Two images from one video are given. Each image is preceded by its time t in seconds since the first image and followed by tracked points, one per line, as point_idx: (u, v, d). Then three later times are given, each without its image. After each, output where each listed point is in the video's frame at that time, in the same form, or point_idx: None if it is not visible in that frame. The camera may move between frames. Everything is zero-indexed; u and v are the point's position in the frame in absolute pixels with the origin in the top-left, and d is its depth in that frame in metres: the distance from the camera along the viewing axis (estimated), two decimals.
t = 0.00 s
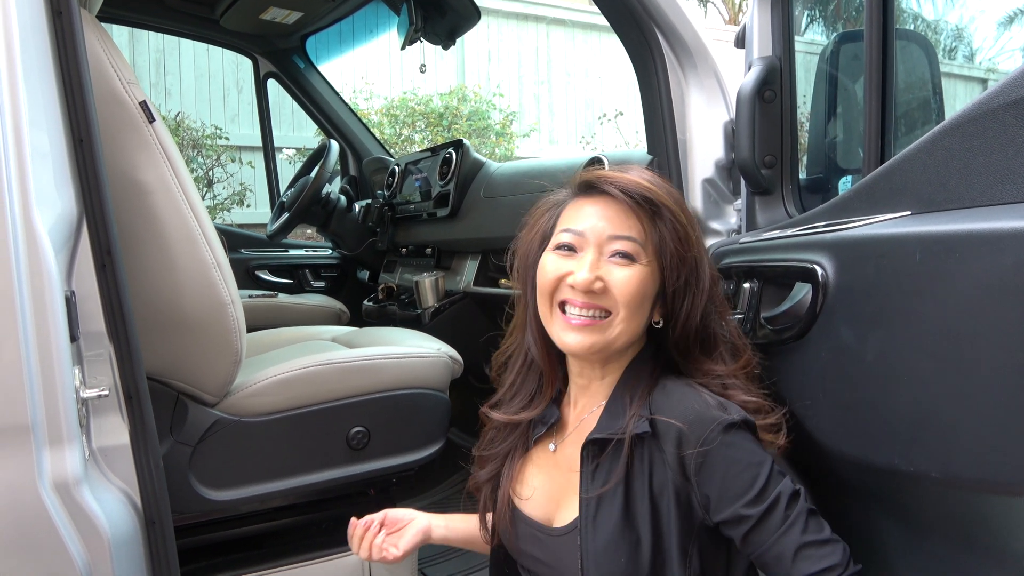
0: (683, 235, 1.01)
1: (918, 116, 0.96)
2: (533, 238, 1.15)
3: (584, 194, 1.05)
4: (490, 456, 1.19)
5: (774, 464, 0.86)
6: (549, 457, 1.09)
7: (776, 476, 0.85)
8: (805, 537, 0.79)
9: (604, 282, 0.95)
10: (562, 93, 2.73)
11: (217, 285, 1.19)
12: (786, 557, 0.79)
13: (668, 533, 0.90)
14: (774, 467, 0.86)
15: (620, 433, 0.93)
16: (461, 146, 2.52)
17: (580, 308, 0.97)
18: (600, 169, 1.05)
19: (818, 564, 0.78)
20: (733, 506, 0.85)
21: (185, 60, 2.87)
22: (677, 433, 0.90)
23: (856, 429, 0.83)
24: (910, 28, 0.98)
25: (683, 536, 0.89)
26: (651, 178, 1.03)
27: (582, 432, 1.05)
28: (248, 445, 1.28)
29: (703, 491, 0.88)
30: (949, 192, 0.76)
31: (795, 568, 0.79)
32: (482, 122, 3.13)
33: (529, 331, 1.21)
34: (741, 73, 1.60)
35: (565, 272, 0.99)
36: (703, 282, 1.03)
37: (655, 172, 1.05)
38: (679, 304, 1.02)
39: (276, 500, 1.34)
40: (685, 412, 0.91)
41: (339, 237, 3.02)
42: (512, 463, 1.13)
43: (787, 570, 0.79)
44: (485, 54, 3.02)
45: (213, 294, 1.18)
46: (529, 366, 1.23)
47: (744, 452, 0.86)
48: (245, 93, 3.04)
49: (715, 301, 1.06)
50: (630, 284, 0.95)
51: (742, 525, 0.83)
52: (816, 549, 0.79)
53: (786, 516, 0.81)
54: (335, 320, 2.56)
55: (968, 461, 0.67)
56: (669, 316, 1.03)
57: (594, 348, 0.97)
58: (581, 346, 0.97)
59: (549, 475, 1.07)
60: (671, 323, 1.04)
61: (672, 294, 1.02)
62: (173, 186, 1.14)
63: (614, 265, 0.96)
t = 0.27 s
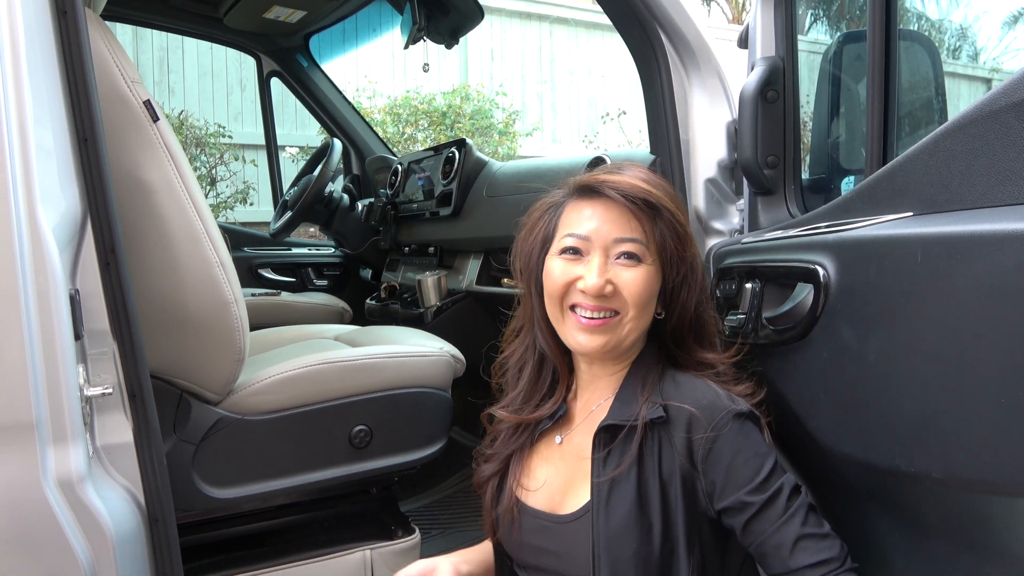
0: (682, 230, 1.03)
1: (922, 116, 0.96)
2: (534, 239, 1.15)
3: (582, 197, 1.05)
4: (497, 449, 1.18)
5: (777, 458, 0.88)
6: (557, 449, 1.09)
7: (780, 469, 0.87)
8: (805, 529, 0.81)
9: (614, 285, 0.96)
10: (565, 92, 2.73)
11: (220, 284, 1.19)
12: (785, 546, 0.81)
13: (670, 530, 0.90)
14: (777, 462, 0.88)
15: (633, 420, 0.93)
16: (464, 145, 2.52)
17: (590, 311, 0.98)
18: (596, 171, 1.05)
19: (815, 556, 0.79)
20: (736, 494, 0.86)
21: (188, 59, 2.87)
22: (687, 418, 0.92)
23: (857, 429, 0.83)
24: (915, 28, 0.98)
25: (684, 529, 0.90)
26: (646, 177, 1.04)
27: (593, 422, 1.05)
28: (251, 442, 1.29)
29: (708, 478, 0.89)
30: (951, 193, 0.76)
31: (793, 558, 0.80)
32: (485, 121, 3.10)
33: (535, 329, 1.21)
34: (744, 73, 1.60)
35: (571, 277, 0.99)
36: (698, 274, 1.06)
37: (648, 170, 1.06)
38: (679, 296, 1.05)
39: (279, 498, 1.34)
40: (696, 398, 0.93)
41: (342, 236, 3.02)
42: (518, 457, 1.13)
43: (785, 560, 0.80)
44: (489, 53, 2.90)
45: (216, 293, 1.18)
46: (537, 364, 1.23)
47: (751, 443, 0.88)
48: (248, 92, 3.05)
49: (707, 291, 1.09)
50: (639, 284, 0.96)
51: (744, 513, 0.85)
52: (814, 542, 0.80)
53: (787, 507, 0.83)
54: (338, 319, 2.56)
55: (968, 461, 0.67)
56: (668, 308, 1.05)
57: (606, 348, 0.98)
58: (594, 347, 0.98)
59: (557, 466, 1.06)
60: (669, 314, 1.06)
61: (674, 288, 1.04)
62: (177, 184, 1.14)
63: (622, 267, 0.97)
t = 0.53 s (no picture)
0: (680, 222, 1.04)
1: (922, 115, 0.96)
2: (536, 246, 1.15)
3: (580, 200, 1.05)
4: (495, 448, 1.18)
5: (786, 458, 0.88)
6: (564, 445, 1.09)
7: (788, 468, 0.87)
8: (810, 527, 0.81)
9: (622, 280, 0.96)
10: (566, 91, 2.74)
11: (220, 283, 1.19)
12: (790, 543, 0.81)
13: (674, 528, 0.90)
14: (786, 462, 0.88)
15: (643, 415, 0.94)
16: (465, 144, 2.52)
17: (600, 308, 0.97)
18: (592, 173, 1.06)
19: (821, 554, 0.79)
20: (745, 491, 0.87)
21: (189, 57, 2.87)
22: (698, 414, 0.91)
23: (855, 428, 0.83)
24: (915, 27, 0.98)
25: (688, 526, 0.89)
26: (641, 174, 1.05)
27: (599, 419, 1.05)
28: (252, 441, 1.29)
29: (717, 475, 0.89)
30: (949, 192, 0.76)
31: (797, 556, 0.80)
32: (486, 120, 3.01)
33: (540, 336, 1.22)
34: (744, 72, 1.60)
35: (579, 276, 0.99)
36: (698, 265, 1.07)
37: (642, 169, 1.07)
38: (681, 290, 1.05)
39: (279, 496, 1.35)
40: (707, 396, 0.93)
41: (343, 235, 3.03)
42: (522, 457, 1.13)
43: (789, 558, 0.81)
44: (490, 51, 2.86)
45: (216, 292, 1.19)
46: (541, 369, 1.23)
47: (760, 441, 0.88)
48: (249, 91, 3.05)
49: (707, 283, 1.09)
50: (646, 277, 0.97)
51: (751, 509, 0.85)
52: (820, 539, 0.80)
53: (794, 505, 0.83)
54: (338, 318, 2.57)
55: (966, 459, 0.67)
56: (672, 301, 1.06)
57: (620, 345, 0.98)
58: (608, 345, 0.98)
59: (563, 462, 1.06)
60: (673, 307, 1.06)
61: (677, 281, 1.05)
62: (177, 183, 1.15)
63: (627, 262, 0.97)
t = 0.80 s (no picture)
0: (677, 218, 1.04)
1: (923, 114, 0.96)
2: (536, 248, 1.15)
3: (577, 200, 1.06)
4: (497, 452, 1.18)
5: (790, 459, 0.89)
6: (568, 446, 1.09)
7: (791, 469, 0.87)
8: (812, 528, 0.81)
9: (622, 274, 0.96)
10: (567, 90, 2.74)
11: (221, 284, 1.20)
12: (791, 544, 0.81)
13: (676, 530, 0.90)
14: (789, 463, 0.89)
15: (649, 416, 0.94)
16: (466, 144, 2.51)
17: (602, 303, 0.97)
18: (589, 173, 1.07)
19: (820, 556, 0.79)
20: (749, 490, 0.87)
21: (191, 57, 2.87)
22: (703, 413, 0.92)
23: (855, 429, 0.83)
24: (915, 27, 0.97)
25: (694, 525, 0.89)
26: (638, 173, 1.06)
27: (605, 420, 1.05)
28: (253, 441, 1.30)
29: (721, 473, 0.89)
30: (948, 194, 0.76)
31: (797, 558, 0.81)
32: (487, 119, 3.07)
33: (541, 339, 1.22)
34: (745, 72, 1.60)
35: (580, 273, 0.99)
36: (697, 264, 1.07)
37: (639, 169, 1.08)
38: (681, 288, 1.05)
39: (280, 496, 1.35)
40: (712, 395, 0.93)
41: (344, 235, 3.03)
42: (524, 457, 1.13)
43: (790, 559, 0.81)
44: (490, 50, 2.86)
45: (217, 293, 1.19)
46: (541, 373, 1.23)
47: (763, 442, 0.88)
48: (251, 91, 3.05)
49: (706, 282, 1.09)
50: (646, 270, 0.97)
51: (754, 509, 0.85)
52: (820, 542, 0.80)
53: (796, 506, 0.84)
54: (340, 317, 2.57)
55: (964, 461, 0.67)
56: (673, 298, 1.06)
57: (623, 339, 0.97)
58: (611, 340, 0.97)
59: (568, 462, 1.06)
60: (674, 305, 1.06)
61: (676, 278, 1.05)
62: (178, 184, 1.15)
63: (627, 256, 0.98)
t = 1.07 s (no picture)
0: (690, 225, 1.03)
1: (929, 118, 0.95)
2: (548, 239, 1.15)
3: (593, 195, 1.06)
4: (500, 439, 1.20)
5: (790, 459, 0.88)
6: (570, 445, 1.08)
7: (791, 470, 0.87)
8: (811, 529, 0.81)
9: (624, 276, 0.96)
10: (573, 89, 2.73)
11: (224, 277, 1.20)
12: (789, 544, 0.81)
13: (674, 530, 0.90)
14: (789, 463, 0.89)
15: (651, 416, 0.94)
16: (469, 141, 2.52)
17: (602, 303, 0.97)
18: (606, 169, 1.06)
19: (818, 556, 0.80)
20: (749, 489, 0.87)
21: (196, 50, 2.87)
22: (705, 413, 0.92)
23: (856, 432, 0.83)
24: (921, 30, 0.97)
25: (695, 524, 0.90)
26: (655, 174, 1.04)
27: (607, 420, 1.05)
28: (254, 434, 1.30)
29: (722, 473, 0.90)
30: (953, 198, 0.76)
31: (795, 558, 0.81)
32: (492, 117, 3.06)
33: (547, 331, 1.22)
34: (751, 73, 1.60)
35: (583, 271, 0.99)
36: (709, 270, 1.06)
37: (659, 169, 1.07)
38: (689, 294, 1.04)
39: (280, 490, 1.35)
40: (713, 395, 0.93)
41: (347, 230, 3.03)
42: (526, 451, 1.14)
43: (788, 558, 0.81)
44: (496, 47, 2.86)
45: (220, 287, 1.19)
46: (546, 361, 1.24)
47: (764, 442, 0.88)
48: (256, 84, 3.06)
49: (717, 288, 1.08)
50: (648, 275, 0.97)
51: (754, 508, 0.85)
52: (819, 543, 0.80)
53: (796, 506, 0.84)
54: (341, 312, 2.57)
55: (965, 466, 0.67)
56: (680, 304, 1.05)
57: (619, 341, 0.98)
58: (607, 340, 0.98)
59: (569, 462, 1.05)
60: (681, 311, 1.06)
61: (684, 284, 1.04)
62: (181, 176, 1.15)
63: (632, 259, 0.98)
